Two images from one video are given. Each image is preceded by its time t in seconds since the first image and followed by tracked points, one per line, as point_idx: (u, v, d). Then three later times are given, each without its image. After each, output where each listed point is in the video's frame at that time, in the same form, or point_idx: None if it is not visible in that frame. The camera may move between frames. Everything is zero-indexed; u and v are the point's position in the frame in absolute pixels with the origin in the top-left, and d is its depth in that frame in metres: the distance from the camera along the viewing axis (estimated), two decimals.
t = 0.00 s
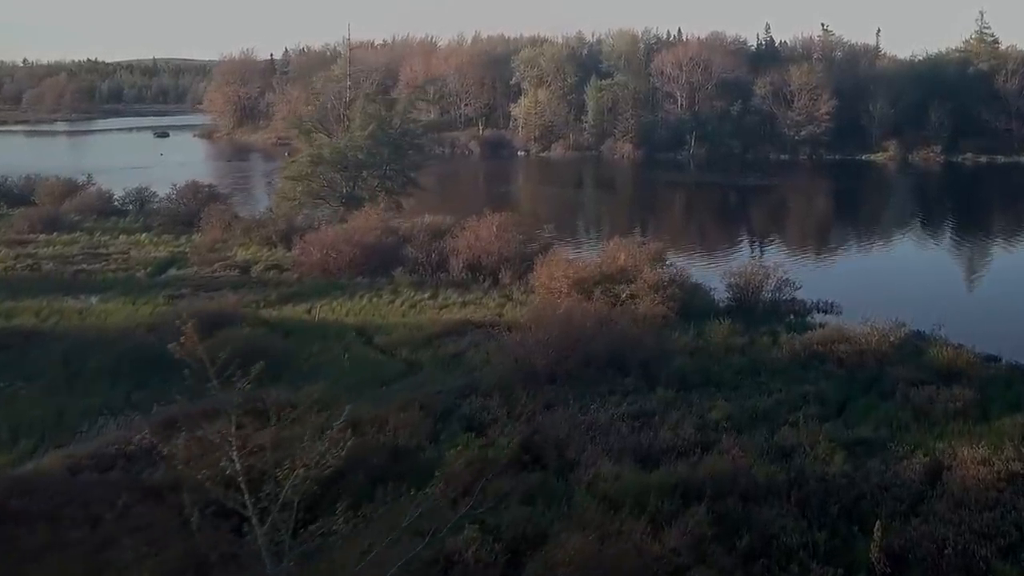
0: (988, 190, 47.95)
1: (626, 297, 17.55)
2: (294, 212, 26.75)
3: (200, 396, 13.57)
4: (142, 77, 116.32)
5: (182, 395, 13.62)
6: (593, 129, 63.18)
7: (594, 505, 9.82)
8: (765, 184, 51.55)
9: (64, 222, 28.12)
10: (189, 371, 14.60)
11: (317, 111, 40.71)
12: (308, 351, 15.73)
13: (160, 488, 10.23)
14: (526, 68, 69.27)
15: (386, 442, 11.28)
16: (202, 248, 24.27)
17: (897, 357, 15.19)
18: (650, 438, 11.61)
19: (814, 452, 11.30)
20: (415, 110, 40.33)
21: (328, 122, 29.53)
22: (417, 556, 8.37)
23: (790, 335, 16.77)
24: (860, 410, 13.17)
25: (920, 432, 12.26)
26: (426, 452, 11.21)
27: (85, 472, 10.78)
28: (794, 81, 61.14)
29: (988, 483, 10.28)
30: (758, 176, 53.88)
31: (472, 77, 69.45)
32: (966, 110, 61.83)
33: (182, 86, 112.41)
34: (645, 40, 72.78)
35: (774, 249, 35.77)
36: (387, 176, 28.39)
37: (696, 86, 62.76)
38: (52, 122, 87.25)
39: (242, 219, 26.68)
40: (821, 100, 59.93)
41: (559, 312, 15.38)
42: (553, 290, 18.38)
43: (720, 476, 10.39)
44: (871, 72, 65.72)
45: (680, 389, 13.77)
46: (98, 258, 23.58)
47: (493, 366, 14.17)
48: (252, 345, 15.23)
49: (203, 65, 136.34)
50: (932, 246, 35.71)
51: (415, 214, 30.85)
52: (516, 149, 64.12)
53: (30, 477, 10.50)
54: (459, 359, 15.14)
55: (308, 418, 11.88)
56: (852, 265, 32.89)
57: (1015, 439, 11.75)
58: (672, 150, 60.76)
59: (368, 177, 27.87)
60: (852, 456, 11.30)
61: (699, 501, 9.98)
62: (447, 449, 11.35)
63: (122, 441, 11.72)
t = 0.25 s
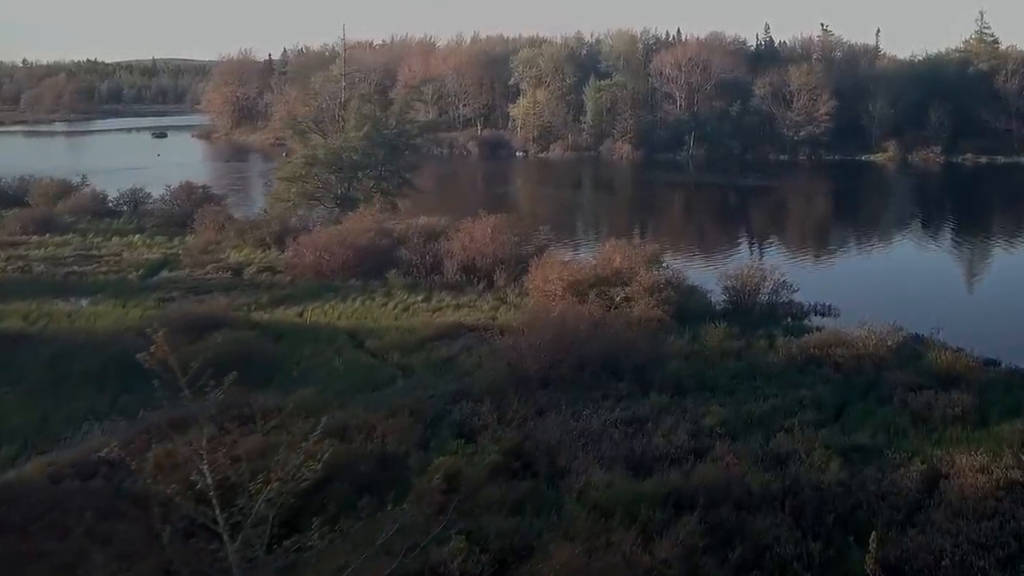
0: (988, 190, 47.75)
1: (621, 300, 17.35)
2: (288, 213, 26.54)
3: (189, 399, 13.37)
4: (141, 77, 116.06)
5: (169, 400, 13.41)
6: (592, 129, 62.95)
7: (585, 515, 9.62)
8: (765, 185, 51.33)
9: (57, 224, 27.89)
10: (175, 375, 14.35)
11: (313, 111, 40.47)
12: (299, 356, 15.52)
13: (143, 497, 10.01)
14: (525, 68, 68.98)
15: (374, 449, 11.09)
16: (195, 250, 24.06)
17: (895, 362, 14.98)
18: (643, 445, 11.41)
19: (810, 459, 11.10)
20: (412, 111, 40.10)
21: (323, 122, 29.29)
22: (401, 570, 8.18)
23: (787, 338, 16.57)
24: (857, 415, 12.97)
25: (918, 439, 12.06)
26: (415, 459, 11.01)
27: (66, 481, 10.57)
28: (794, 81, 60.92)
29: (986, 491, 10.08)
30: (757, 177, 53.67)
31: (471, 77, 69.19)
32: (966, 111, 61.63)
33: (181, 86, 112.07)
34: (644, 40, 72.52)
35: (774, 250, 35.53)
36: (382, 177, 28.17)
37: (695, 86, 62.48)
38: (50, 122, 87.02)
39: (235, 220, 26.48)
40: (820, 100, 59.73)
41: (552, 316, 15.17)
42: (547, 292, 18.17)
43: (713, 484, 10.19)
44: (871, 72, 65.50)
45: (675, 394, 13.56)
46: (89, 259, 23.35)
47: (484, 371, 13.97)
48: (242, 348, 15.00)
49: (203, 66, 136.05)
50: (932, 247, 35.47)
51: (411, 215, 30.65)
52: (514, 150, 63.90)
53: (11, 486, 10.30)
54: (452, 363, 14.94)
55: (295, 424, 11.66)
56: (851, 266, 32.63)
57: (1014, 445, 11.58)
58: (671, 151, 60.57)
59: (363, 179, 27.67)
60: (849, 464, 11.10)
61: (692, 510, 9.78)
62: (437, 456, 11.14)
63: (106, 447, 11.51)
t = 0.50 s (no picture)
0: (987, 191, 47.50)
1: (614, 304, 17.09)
2: (280, 215, 26.26)
3: (171, 406, 13.10)
4: (139, 78, 115.75)
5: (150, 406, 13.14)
6: (590, 129, 62.62)
7: (570, 528, 9.35)
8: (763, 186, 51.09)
9: (47, 225, 27.58)
10: (157, 380, 14.06)
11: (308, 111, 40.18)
12: (285, 360, 15.25)
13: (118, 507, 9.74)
14: (523, 68, 68.71)
15: (356, 458, 10.82)
16: (185, 252, 23.78)
17: (892, 368, 14.73)
18: (632, 454, 11.14)
19: (803, 469, 10.84)
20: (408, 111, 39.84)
21: (315, 123, 29.03)
22: None
23: (782, 343, 16.32)
24: (852, 424, 12.71)
25: (914, 447, 11.81)
26: (398, 469, 10.74)
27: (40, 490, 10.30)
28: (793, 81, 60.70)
29: (984, 503, 9.82)
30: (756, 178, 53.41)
31: (468, 77, 68.92)
32: (966, 111, 61.39)
33: (179, 86, 111.75)
34: (643, 40, 72.26)
35: (772, 251, 35.24)
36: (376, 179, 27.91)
37: (693, 86, 62.18)
38: (47, 123, 86.73)
39: (227, 222, 26.22)
40: (819, 101, 59.51)
41: (543, 321, 14.90)
42: (539, 296, 17.91)
43: (703, 496, 9.93)
44: (870, 72, 65.25)
45: (666, 401, 13.30)
46: (78, 261, 23.06)
47: (472, 377, 13.70)
48: (226, 353, 14.74)
49: (201, 66, 135.70)
50: (931, 248, 35.18)
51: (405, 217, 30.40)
52: (512, 150, 63.63)
53: None
54: (440, 369, 14.68)
55: (277, 432, 11.39)
56: (849, 267, 32.33)
57: (1012, 454, 11.33)
58: (669, 152, 60.32)
59: (356, 180, 27.42)
60: (842, 474, 10.84)
61: (681, 523, 9.53)
62: (421, 465, 10.86)
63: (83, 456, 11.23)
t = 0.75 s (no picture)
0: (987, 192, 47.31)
1: (608, 308, 16.91)
2: (274, 216, 26.08)
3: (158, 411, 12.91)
4: (138, 78, 115.57)
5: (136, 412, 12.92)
6: (589, 130, 62.33)
7: (559, 537, 9.16)
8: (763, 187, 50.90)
9: (40, 225, 27.37)
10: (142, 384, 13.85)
11: (305, 112, 39.97)
12: (274, 365, 15.07)
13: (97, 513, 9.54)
14: (522, 69, 68.53)
15: (343, 466, 10.62)
16: (178, 254, 23.58)
17: (888, 373, 14.56)
18: (623, 461, 10.94)
19: (797, 476, 10.65)
20: (405, 111, 39.64)
21: (311, 123, 28.86)
22: None
23: (778, 347, 16.14)
24: (846, 429, 12.54)
25: (912, 453, 11.62)
26: (385, 476, 10.55)
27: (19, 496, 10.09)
28: (793, 82, 60.52)
29: (982, 512, 9.62)
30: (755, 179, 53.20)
31: (467, 77, 68.75)
32: (966, 111, 61.21)
33: (178, 86, 111.53)
34: (642, 41, 72.07)
35: (772, 252, 35.04)
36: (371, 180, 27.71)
37: (693, 87, 62.00)
38: (46, 123, 86.56)
39: (221, 223, 26.03)
40: (819, 102, 59.35)
41: (535, 325, 14.71)
42: (533, 299, 17.74)
43: (695, 506, 9.72)
44: (870, 73, 65.05)
45: (659, 407, 13.11)
46: (69, 263, 22.84)
47: (463, 381, 13.51)
48: (215, 357, 14.55)
49: (201, 66, 135.44)
50: (931, 249, 34.99)
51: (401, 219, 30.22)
52: (510, 151, 63.45)
53: None
54: (432, 373, 14.50)
55: (262, 439, 11.20)
56: (848, 269, 32.14)
57: (1011, 461, 11.15)
58: (668, 152, 60.15)
59: (351, 181, 27.26)
60: (838, 482, 10.65)
61: (671, 533, 9.34)
62: (408, 473, 10.67)
63: (65, 460, 11.03)
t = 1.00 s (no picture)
0: (987, 193, 47.10)
1: (602, 312, 16.72)
2: (268, 218, 25.90)
3: (144, 416, 12.71)
4: (138, 78, 115.43)
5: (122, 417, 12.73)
6: (588, 131, 61.67)
7: (548, 546, 8.97)
8: (762, 188, 50.71)
9: (33, 227, 27.18)
10: (128, 389, 13.67)
11: (302, 113, 39.80)
12: (264, 370, 14.89)
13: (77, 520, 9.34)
14: (521, 69, 68.34)
15: (329, 474, 10.44)
16: (171, 256, 23.40)
17: (885, 378, 14.39)
18: (615, 469, 10.75)
19: (792, 485, 10.47)
20: (402, 112, 39.48)
21: (307, 123, 28.70)
22: None
23: (774, 351, 15.96)
24: (842, 436, 12.35)
25: (908, 461, 11.45)
26: (372, 484, 10.36)
27: None
28: (793, 83, 60.30)
29: (979, 522, 9.43)
30: (755, 180, 53.02)
31: (466, 78, 68.53)
32: (966, 113, 61.00)
33: (178, 87, 111.36)
34: (642, 42, 71.87)
35: (772, 253, 34.83)
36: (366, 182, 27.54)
37: (693, 87, 61.80)
38: (45, 123, 86.42)
39: (215, 225, 25.84)
40: (819, 102, 59.18)
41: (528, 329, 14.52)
42: (527, 302, 17.56)
43: (686, 516, 9.53)
44: (870, 74, 64.86)
45: (653, 412, 12.92)
46: (61, 265, 22.66)
47: (454, 386, 13.33)
48: (203, 361, 14.38)
49: (201, 66, 135.30)
50: (931, 251, 34.77)
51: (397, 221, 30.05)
52: (509, 152, 63.25)
53: None
54: (423, 378, 14.31)
55: (248, 445, 11.01)
56: (848, 270, 31.92)
57: (1009, 469, 10.98)
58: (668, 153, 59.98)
59: (347, 183, 27.09)
60: (832, 490, 10.46)
61: (661, 543, 9.15)
62: (396, 480, 10.48)
63: (47, 466, 10.83)
